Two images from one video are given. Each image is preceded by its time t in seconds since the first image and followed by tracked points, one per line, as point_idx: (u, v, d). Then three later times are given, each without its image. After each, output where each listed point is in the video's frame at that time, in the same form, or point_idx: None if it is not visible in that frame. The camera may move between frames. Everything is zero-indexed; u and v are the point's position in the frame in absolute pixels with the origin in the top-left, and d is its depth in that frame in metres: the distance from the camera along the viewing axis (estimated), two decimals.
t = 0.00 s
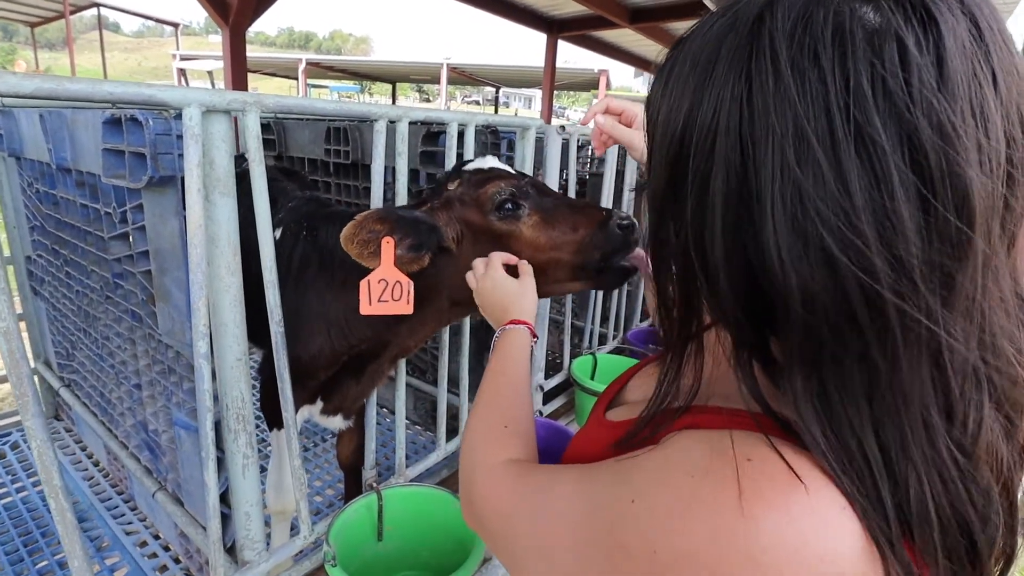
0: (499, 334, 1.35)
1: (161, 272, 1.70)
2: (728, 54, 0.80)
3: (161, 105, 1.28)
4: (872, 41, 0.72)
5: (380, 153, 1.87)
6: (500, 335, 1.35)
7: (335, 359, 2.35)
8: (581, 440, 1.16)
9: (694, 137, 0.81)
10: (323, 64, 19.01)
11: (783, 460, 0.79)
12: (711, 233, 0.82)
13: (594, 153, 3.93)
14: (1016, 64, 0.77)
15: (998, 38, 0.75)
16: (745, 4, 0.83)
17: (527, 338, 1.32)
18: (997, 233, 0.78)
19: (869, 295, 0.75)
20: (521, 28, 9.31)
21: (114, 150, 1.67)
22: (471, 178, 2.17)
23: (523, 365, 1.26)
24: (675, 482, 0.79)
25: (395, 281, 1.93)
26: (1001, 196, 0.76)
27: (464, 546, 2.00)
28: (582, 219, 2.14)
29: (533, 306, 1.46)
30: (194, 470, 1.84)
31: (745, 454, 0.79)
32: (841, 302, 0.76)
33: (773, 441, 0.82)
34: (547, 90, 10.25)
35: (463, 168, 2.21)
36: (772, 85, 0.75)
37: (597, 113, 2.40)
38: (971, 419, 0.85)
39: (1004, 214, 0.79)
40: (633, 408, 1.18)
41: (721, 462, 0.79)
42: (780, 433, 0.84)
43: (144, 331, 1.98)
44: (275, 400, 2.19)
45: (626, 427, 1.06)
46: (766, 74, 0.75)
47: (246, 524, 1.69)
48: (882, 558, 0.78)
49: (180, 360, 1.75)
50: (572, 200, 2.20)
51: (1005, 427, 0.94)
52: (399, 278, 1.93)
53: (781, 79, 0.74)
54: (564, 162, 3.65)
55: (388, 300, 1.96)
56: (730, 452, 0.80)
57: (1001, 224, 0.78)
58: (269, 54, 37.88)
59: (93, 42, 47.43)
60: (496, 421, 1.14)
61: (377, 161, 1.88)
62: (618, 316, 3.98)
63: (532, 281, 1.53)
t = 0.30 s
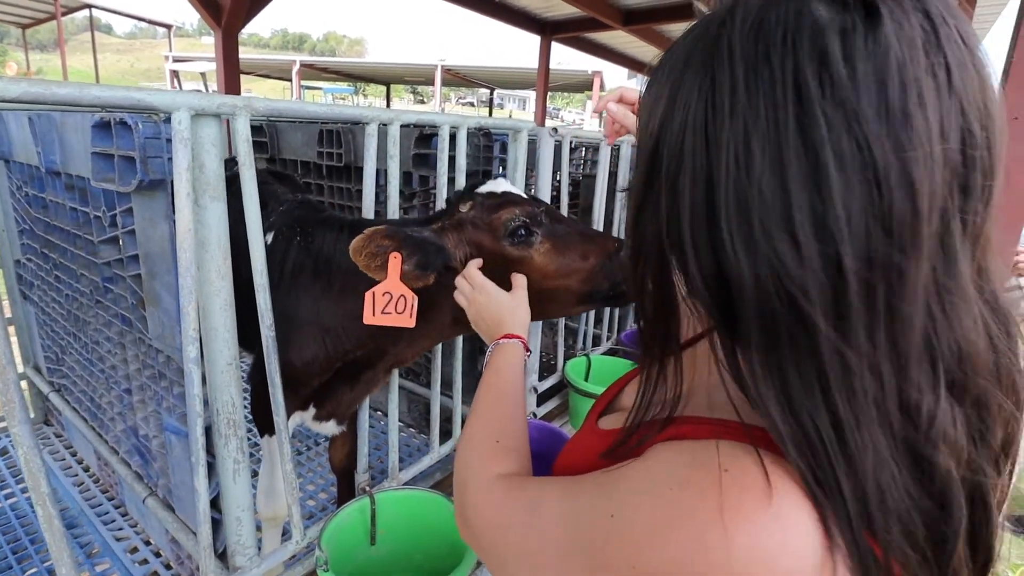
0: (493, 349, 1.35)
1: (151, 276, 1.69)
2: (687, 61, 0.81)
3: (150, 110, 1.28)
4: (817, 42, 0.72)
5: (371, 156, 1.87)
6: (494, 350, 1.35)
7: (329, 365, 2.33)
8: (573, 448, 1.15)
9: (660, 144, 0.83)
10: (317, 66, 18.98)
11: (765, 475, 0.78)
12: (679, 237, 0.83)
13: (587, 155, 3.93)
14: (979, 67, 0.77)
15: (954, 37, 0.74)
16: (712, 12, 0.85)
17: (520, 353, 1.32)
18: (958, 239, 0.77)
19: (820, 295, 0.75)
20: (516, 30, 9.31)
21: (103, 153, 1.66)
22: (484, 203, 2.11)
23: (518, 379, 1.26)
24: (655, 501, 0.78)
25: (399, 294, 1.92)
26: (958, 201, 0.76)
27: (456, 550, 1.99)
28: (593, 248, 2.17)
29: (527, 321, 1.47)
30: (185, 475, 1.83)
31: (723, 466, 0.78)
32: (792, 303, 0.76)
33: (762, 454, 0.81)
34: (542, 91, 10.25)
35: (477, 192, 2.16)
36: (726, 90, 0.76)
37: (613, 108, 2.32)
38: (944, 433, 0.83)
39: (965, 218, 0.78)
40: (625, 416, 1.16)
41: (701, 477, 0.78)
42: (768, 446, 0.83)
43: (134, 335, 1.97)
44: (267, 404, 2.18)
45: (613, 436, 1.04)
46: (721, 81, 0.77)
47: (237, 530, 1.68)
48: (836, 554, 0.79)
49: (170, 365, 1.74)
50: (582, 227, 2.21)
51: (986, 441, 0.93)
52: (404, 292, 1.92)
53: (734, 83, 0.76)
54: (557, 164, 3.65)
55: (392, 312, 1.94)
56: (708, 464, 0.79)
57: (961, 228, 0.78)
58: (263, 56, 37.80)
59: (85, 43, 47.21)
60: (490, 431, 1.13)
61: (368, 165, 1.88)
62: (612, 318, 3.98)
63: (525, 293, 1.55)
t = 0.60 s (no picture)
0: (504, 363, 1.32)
1: (140, 276, 1.68)
2: (666, 60, 0.84)
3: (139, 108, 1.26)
4: (777, 26, 0.74)
5: (364, 157, 1.86)
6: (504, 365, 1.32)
7: (327, 371, 2.29)
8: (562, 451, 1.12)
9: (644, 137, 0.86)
10: (312, 65, 18.93)
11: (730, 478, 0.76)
12: (658, 228, 0.84)
13: (582, 157, 3.93)
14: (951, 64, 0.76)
15: (918, 23, 0.74)
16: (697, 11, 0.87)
17: (529, 370, 1.29)
18: (926, 233, 0.77)
19: (781, 281, 0.74)
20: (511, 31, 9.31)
21: (93, 151, 1.65)
22: (499, 213, 2.10)
23: (524, 394, 1.23)
24: (624, 507, 0.77)
25: (409, 299, 1.92)
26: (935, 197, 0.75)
27: (447, 553, 1.98)
28: (605, 263, 2.13)
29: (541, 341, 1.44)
30: (173, 477, 1.81)
31: (691, 467, 0.76)
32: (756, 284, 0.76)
33: (730, 456, 0.77)
34: (538, 93, 10.25)
35: (495, 202, 2.14)
36: (696, 79, 0.79)
37: (616, 118, 2.34)
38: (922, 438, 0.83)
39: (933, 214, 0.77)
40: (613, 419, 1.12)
41: (658, 485, 0.75)
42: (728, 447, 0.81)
43: (123, 335, 1.95)
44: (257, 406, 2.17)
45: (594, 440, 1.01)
46: (693, 71, 0.79)
47: (226, 532, 1.67)
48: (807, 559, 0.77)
49: (160, 365, 1.73)
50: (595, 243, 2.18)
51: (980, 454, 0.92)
52: (414, 298, 1.93)
53: (701, 73, 0.78)
54: (551, 166, 3.65)
55: (400, 317, 1.94)
56: (675, 467, 0.76)
57: (930, 225, 0.77)
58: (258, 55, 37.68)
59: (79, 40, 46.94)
60: (490, 441, 1.12)
61: (359, 167, 1.87)
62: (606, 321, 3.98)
63: (534, 310, 1.51)
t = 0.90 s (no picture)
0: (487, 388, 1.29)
1: (121, 279, 1.64)
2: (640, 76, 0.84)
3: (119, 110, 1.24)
4: (743, 37, 0.73)
5: (352, 165, 1.84)
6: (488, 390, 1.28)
7: (312, 385, 2.24)
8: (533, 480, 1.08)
9: (614, 147, 0.85)
10: (315, 70, 18.97)
11: (689, 524, 0.74)
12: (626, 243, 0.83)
13: (578, 170, 3.93)
14: (921, 87, 0.75)
15: (886, 41, 0.73)
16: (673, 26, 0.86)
17: (513, 398, 1.25)
18: (900, 262, 0.75)
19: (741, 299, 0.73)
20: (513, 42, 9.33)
21: (76, 151, 1.63)
22: (494, 220, 2.08)
23: (504, 422, 1.19)
24: (577, 546, 0.75)
25: (388, 299, 1.89)
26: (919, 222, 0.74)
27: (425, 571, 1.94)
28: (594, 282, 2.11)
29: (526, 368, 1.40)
30: (146, 487, 1.77)
31: (642, 509, 0.73)
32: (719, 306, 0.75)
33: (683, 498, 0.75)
34: (538, 105, 10.27)
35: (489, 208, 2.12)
36: (663, 90, 0.78)
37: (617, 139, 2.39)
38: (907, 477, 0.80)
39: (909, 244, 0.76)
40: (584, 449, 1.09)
41: (615, 526, 0.73)
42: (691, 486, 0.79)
43: (102, 339, 1.92)
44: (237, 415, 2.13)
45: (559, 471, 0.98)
46: (662, 84, 0.79)
47: (197, 546, 1.62)
48: None
49: (137, 371, 1.69)
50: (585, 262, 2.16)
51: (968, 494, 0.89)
52: (393, 299, 1.89)
53: (667, 85, 0.78)
54: (546, 179, 3.64)
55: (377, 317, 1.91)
56: (624, 508, 0.74)
57: (905, 254, 0.75)
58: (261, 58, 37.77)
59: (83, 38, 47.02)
60: (462, 466, 1.09)
61: (346, 174, 1.85)
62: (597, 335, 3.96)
63: (525, 336, 1.50)
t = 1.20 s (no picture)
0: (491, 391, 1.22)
1: (114, 293, 1.62)
2: (652, 57, 0.78)
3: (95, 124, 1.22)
4: (783, 14, 0.67)
5: (343, 172, 1.81)
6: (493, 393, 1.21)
7: (305, 396, 2.21)
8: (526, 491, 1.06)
9: (627, 130, 0.79)
10: (319, 78, 19.03)
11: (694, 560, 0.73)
12: (637, 237, 0.77)
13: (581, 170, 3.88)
14: (975, 64, 0.68)
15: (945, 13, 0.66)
16: None
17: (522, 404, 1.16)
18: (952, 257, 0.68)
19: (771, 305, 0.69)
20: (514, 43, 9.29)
21: (66, 166, 1.61)
22: (487, 222, 2.04)
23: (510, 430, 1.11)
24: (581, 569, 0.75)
25: (377, 298, 1.85)
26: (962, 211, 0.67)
27: None
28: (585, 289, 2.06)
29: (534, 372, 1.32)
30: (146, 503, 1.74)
31: (648, 538, 0.73)
32: (749, 310, 0.71)
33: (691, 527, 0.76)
34: (541, 105, 10.22)
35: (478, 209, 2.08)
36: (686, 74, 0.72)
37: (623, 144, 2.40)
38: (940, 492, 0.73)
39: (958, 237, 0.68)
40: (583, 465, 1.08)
41: (618, 557, 0.73)
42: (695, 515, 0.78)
43: (100, 353, 1.90)
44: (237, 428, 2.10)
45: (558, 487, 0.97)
46: (690, 65, 0.72)
47: (195, 563, 1.59)
48: None
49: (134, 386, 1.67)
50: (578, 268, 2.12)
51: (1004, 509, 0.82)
52: (382, 298, 1.85)
53: (695, 60, 0.72)
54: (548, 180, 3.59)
55: (364, 316, 1.86)
56: (634, 533, 0.74)
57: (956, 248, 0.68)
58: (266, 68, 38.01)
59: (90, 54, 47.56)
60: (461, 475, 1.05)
61: (337, 180, 1.81)
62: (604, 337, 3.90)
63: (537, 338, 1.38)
